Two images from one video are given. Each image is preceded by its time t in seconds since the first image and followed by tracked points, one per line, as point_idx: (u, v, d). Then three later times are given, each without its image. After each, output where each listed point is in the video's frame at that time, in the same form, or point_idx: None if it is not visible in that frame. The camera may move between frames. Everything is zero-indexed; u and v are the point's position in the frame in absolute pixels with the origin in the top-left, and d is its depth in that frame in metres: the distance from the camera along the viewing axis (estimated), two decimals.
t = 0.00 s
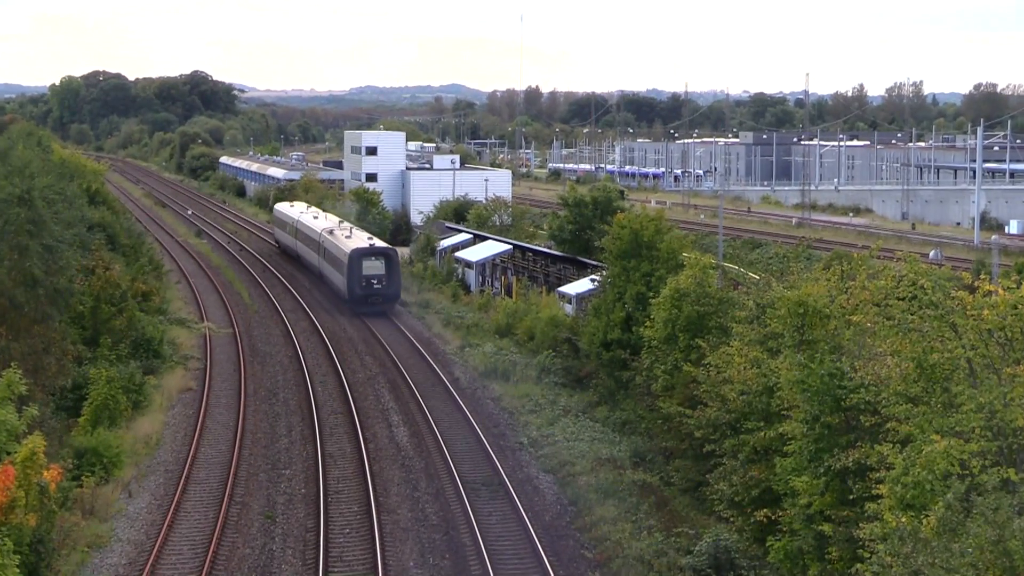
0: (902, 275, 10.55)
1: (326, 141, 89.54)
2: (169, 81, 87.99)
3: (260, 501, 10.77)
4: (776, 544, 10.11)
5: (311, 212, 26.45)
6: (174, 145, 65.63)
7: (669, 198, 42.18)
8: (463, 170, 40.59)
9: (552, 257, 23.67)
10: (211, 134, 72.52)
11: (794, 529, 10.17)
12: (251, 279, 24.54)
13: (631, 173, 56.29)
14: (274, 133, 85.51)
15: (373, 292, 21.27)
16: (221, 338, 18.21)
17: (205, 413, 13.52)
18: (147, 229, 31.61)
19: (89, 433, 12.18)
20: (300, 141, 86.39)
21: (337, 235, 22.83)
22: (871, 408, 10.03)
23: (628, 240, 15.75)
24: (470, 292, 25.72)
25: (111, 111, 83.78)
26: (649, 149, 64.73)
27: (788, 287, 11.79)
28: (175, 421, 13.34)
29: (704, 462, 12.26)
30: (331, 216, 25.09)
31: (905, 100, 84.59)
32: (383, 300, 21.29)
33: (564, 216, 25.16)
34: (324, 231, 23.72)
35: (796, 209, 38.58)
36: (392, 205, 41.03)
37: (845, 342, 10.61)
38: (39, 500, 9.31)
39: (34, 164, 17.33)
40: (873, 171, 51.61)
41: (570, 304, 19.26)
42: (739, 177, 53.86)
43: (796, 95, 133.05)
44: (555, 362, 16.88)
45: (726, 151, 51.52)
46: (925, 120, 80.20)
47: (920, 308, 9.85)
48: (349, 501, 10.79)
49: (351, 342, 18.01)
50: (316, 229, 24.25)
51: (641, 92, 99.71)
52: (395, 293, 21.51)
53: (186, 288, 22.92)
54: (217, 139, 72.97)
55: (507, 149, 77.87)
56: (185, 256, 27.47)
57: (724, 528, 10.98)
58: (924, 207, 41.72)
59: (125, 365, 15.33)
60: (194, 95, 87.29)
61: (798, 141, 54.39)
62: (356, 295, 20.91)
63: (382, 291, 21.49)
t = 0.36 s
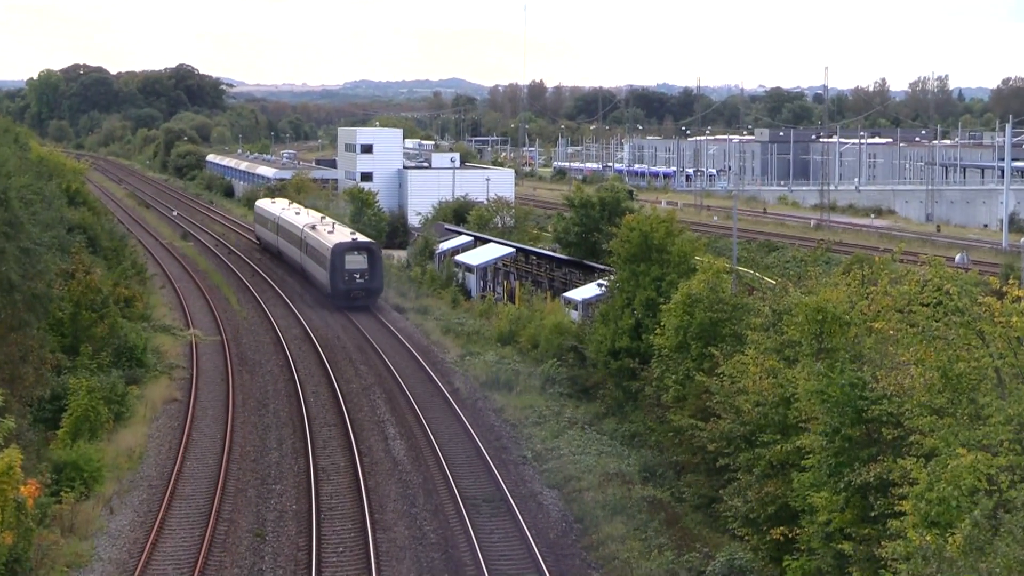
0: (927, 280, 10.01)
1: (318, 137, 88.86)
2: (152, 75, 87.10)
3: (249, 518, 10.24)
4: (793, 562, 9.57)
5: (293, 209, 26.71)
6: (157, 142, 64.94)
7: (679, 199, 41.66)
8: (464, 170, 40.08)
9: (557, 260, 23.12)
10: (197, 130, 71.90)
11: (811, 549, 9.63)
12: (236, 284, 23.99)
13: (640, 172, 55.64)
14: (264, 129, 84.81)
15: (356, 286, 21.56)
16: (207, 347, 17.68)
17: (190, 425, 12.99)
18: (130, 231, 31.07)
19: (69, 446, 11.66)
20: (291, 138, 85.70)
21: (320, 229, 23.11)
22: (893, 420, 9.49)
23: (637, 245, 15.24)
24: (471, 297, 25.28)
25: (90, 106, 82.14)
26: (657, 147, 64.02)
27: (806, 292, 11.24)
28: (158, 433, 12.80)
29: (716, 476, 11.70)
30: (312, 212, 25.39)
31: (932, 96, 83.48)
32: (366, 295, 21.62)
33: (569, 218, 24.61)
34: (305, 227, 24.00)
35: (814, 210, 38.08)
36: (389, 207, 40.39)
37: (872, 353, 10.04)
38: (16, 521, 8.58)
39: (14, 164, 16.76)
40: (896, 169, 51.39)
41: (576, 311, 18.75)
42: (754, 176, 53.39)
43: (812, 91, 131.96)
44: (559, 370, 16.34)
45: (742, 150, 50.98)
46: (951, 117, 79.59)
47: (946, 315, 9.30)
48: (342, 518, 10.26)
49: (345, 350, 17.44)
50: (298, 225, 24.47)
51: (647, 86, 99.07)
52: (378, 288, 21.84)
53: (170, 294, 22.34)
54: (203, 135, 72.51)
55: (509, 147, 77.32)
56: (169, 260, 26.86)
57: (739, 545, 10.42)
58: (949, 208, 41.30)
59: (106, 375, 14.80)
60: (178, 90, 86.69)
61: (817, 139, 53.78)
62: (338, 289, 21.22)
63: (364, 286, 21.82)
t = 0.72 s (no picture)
0: (955, 284, 9.54)
1: (309, 134, 88.20)
2: (135, 70, 86.34)
3: (241, 535, 9.74)
4: None
5: (275, 206, 27.48)
6: (140, 138, 64.29)
7: (693, 198, 41.08)
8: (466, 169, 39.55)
9: (564, 262, 22.58)
10: (184, 127, 71.21)
11: (835, 568, 9.08)
12: (225, 289, 23.53)
13: (652, 170, 55.10)
14: (251, 125, 84.15)
15: (339, 281, 22.40)
16: (196, 355, 17.21)
17: (177, 438, 12.49)
18: (115, 234, 30.58)
19: (49, 461, 11.15)
20: (283, 134, 84.99)
21: (303, 225, 24.00)
22: (920, 432, 8.89)
23: (649, 248, 14.73)
24: (474, 301, 24.75)
25: (69, 100, 82.08)
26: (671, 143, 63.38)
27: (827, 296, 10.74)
28: (144, 447, 12.30)
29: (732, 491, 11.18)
30: (294, 209, 26.21)
31: (959, 87, 82.30)
32: (349, 289, 22.48)
33: (577, 219, 24.09)
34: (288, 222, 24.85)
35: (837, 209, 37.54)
36: (388, 207, 39.87)
37: (898, 361, 9.50)
38: None
39: None
40: (922, 167, 50.85)
41: (585, 317, 18.24)
42: (773, 173, 52.87)
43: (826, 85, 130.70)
44: (567, 379, 15.83)
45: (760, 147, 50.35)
46: (980, 110, 78.47)
47: (976, 320, 8.81)
48: (339, 535, 9.77)
49: (340, 359, 16.92)
50: (282, 221, 25.22)
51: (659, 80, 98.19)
52: (360, 282, 22.71)
53: (156, 299, 21.86)
54: (190, 132, 71.90)
55: (512, 143, 76.83)
56: (155, 263, 26.40)
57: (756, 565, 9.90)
58: (979, 207, 40.90)
59: (89, 386, 14.29)
60: (162, 84, 86.07)
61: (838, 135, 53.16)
62: (321, 284, 22.06)
63: (347, 280, 22.68)
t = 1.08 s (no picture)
0: (985, 288, 9.10)
1: (302, 131, 87.72)
2: (119, 63, 85.93)
3: (231, 554, 9.27)
4: None
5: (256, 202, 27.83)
6: (126, 134, 63.85)
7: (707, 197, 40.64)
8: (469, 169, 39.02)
9: (570, 265, 22.08)
10: (170, 123, 70.75)
11: None
12: (214, 293, 23.11)
13: (665, 168, 54.73)
14: (241, 121, 83.61)
15: (321, 276, 22.81)
16: (185, 364, 16.75)
17: (165, 452, 12.02)
18: (99, 236, 30.14)
19: (29, 476, 10.72)
20: (274, 131, 84.41)
21: (285, 220, 24.39)
22: (947, 444, 8.39)
23: (662, 250, 14.25)
24: (477, 307, 24.27)
25: (52, 96, 81.58)
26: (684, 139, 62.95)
27: (849, 301, 10.31)
28: (129, 460, 11.83)
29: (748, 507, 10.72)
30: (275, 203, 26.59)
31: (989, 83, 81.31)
32: (331, 284, 22.92)
33: (585, 220, 23.61)
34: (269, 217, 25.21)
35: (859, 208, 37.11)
36: (388, 207, 39.40)
37: (921, 368, 9.07)
38: None
39: None
40: (948, 165, 50.42)
41: (595, 323, 17.77)
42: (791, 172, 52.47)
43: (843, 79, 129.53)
44: (575, 388, 15.37)
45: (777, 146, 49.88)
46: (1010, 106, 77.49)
47: (1007, 326, 8.39)
48: (336, 553, 9.29)
49: (336, 368, 16.47)
50: (263, 216, 25.57)
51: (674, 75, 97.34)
52: (343, 277, 23.14)
53: (142, 305, 21.44)
54: (178, 129, 71.45)
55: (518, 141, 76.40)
56: (141, 267, 26.00)
57: None
58: (1008, 209, 40.76)
59: (71, 396, 13.87)
60: (149, 79, 85.58)
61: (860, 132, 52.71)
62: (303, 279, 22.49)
63: (329, 274, 23.09)
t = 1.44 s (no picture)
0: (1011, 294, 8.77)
1: (296, 130, 87.40)
2: (108, 59, 85.64)
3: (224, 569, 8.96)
4: None
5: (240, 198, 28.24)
6: (115, 133, 63.55)
7: (717, 198, 40.40)
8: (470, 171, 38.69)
9: (574, 270, 21.77)
10: (161, 121, 70.44)
11: None
12: (207, 296, 22.89)
13: (671, 168, 54.58)
14: (237, 120, 83.28)
15: (304, 270, 23.30)
16: (179, 370, 16.46)
17: (156, 462, 11.72)
18: (88, 237, 29.95)
19: (16, 487, 10.45)
20: (268, 130, 83.97)
21: (268, 215, 24.86)
22: (966, 455, 8.07)
23: (671, 255, 13.95)
24: (479, 312, 23.96)
25: (39, 93, 81.32)
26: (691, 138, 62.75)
27: (865, 307, 10.00)
28: (120, 471, 11.54)
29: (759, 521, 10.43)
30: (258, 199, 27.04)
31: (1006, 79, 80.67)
32: (314, 277, 23.41)
33: (592, 221, 23.29)
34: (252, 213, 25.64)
35: (874, 209, 36.80)
36: (388, 207, 39.06)
37: (937, 374, 8.79)
38: None
39: None
40: (968, 165, 50.27)
41: (600, 329, 17.47)
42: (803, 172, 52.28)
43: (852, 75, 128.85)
44: (581, 397, 15.07)
45: (789, 146, 49.59)
46: None
47: None
48: (333, 567, 8.97)
49: (334, 374, 16.19)
50: (246, 211, 25.99)
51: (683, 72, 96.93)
52: (326, 271, 23.62)
53: (132, 308, 21.21)
54: (170, 127, 71.16)
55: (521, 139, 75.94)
56: (131, 269, 25.80)
57: None
58: None
59: (59, 404, 13.60)
60: (139, 76, 85.23)
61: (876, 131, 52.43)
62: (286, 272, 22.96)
63: (312, 268, 23.55)
